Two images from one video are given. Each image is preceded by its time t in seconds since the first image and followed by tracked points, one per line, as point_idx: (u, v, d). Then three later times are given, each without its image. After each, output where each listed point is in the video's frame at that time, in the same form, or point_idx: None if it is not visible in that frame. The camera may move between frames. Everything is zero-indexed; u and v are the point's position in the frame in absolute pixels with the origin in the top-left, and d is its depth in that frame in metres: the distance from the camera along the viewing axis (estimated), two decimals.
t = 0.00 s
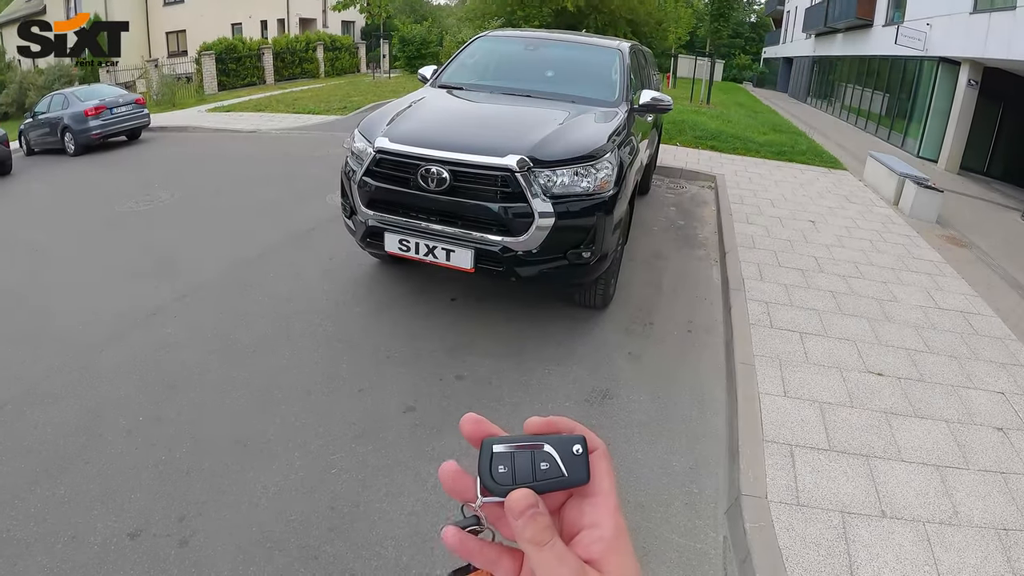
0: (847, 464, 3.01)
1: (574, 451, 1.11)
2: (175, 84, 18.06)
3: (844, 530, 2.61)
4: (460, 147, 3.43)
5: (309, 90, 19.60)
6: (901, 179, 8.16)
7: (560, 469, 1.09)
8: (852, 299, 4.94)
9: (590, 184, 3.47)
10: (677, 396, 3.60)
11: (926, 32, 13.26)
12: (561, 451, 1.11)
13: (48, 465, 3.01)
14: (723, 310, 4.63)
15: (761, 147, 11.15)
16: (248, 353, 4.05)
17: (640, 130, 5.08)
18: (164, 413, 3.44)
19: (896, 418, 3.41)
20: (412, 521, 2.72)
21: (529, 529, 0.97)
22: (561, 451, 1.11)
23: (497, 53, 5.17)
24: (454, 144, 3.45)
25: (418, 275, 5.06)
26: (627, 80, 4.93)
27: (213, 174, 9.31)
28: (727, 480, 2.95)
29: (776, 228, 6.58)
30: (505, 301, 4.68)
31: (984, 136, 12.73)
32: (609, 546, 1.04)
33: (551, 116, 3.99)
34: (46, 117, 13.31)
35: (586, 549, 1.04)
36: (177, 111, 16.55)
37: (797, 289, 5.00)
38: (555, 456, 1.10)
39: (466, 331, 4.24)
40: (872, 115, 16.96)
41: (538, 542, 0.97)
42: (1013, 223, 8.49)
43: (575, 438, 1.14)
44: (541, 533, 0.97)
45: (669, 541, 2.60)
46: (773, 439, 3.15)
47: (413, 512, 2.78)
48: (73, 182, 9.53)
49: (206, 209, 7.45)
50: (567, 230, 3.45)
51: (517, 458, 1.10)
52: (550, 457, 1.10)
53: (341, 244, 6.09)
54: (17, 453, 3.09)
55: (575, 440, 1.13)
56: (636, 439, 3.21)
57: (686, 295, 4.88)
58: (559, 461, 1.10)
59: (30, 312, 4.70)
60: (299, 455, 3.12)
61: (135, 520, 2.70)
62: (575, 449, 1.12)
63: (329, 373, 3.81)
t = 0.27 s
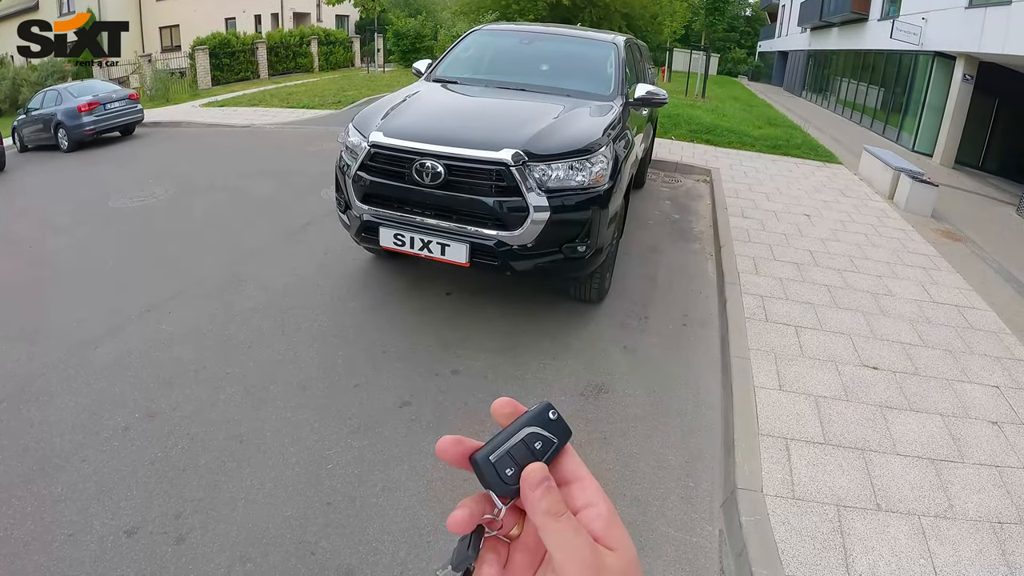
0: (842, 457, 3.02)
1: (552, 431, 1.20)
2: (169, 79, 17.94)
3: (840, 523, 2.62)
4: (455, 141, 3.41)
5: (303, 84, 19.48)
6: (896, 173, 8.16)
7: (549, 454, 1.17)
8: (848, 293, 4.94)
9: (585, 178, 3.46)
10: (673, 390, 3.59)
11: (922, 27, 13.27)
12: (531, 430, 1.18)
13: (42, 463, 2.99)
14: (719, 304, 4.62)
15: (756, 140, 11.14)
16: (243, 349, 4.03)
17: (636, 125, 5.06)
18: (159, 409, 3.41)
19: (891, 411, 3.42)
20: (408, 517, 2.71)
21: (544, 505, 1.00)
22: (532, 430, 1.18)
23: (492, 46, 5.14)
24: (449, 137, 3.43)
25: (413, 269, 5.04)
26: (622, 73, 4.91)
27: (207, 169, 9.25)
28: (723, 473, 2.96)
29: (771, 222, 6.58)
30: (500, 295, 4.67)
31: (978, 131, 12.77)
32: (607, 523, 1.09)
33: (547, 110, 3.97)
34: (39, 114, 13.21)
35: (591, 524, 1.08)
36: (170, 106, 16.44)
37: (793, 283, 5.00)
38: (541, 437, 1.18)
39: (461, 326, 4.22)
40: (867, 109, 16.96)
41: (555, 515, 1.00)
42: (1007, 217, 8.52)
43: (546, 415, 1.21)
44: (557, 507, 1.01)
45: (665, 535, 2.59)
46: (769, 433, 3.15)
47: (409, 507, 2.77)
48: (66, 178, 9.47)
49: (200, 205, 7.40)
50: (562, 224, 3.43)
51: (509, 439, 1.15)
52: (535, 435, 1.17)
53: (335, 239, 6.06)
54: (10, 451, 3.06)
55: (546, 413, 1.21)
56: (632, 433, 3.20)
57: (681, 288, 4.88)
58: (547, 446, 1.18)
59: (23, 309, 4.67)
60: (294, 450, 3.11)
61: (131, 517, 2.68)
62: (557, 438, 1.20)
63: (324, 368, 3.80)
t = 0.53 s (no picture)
0: (839, 452, 3.02)
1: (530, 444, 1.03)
2: (163, 75, 17.86)
3: (836, 518, 2.62)
4: (451, 135, 3.39)
5: (298, 80, 19.40)
6: (891, 167, 8.18)
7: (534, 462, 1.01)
8: (844, 287, 4.96)
9: (581, 172, 3.45)
10: (670, 384, 3.61)
11: (918, 22, 13.28)
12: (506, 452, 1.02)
13: (38, 461, 2.98)
14: (716, 298, 4.63)
15: (752, 136, 11.15)
16: (240, 346, 4.02)
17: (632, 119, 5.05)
18: (155, 406, 3.40)
19: (887, 406, 3.43)
20: (406, 513, 2.71)
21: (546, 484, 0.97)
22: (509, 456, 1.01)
23: (488, 41, 5.11)
24: (445, 133, 3.42)
25: (410, 265, 5.03)
26: (619, 68, 4.90)
27: (202, 165, 9.22)
28: (719, 468, 2.96)
29: (767, 217, 6.59)
30: (496, 289, 4.66)
31: (974, 127, 12.80)
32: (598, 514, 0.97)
33: (543, 105, 3.96)
34: (32, 111, 13.15)
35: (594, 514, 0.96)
36: (165, 102, 16.37)
37: (789, 277, 5.02)
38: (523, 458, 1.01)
39: (458, 321, 4.22)
40: (863, 105, 16.97)
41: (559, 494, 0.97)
42: (1002, 212, 8.55)
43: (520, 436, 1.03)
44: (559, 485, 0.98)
45: (664, 528, 2.60)
46: (765, 428, 3.16)
47: (407, 503, 2.77)
48: (61, 175, 9.42)
49: (196, 201, 7.38)
50: (558, 219, 3.42)
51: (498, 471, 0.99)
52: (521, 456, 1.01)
53: (332, 234, 6.04)
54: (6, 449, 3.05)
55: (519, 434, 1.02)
56: (629, 427, 3.20)
57: (678, 283, 4.88)
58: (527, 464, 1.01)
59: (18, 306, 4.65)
60: (291, 447, 3.10)
61: (128, 514, 2.67)
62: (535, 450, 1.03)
63: (320, 364, 3.79)
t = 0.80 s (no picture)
0: (836, 449, 3.03)
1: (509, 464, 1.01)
2: (160, 72, 17.80)
3: (833, 514, 2.63)
4: (447, 132, 3.38)
5: (295, 77, 19.35)
6: (889, 164, 8.20)
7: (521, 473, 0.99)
8: (841, 284, 4.96)
9: (578, 169, 3.45)
10: (667, 380, 3.61)
11: (915, 19, 13.29)
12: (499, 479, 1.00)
13: (35, 460, 2.97)
14: (713, 294, 4.63)
15: (750, 132, 11.15)
16: (237, 343, 4.01)
17: (630, 115, 5.05)
18: (153, 404, 3.40)
19: (884, 403, 3.43)
20: (405, 509, 2.71)
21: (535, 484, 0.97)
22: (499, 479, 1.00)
23: (485, 38, 5.10)
24: (442, 129, 3.41)
25: (407, 262, 5.02)
26: (616, 65, 4.89)
27: (199, 162, 9.20)
28: (717, 464, 2.96)
29: (764, 214, 6.60)
30: (494, 286, 4.65)
31: (971, 124, 12.82)
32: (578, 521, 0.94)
33: (540, 102, 3.95)
34: (29, 108, 13.12)
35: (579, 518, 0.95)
36: (162, 99, 16.32)
37: (787, 274, 5.02)
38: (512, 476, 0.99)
39: (456, 318, 4.21)
40: (861, 101, 16.98)
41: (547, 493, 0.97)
42: (999, 209, 8.57)
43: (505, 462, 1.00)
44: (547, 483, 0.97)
45: (661, 524, 2.61)
46: (763, 424, 3.16)
47: (405, 500, 2.76)
48: (57, 172, 9.39)
49: (193, 198, 7.36)
50: (556, 216, 3.42)
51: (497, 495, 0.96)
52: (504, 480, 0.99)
53: (329, 231, 6.03)
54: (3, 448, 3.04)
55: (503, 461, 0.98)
56: (627, 424, 3.20)
57: (675, 280, 4.88)
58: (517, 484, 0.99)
59: (15, 304, 4.64)
60: (289, 444, 3.10)
61: (126, 513, 2.67)
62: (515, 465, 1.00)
63: (318, 362, 3.78)
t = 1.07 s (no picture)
0: (835, 445, 3.03)
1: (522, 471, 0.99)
2: (157, 69, 17.74)
3: (831, 511, 2.63)
4: (445, 129, 3.37)
5: (292, 73, 19.29)
6: (886, 160, 8.20)
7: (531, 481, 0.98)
8: (839, 280, 4.96)
9: (576, 165, 3.44)
10: (666, 376, 3.61)
11: (913, 15, 13.28)
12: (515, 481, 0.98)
13: (34, 458, 2.97)
14: (711, 290, 4.63)
15: (748, 128, 11.15)
16: (235, 341, 4.00)
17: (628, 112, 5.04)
18: (151, 402, 3.39)
19: (882, 400, 3.43)
20: (404, 506, 2.71)
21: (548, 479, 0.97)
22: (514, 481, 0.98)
23: (482, 34, 5.08)
24: (440, 126, 3.40)
25: (405, 258, 5.02)
26: (614, 61, 4.88)
27: (196, 159, 9.17)
28: (716, 461, 2.96)
29: (762, 210, 6.60)
30: (492, 282, 4.64)
31: (969, 120, 12.84)
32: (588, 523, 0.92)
33: (538, 98, 3.95)
34: (26, 106, 13.09)
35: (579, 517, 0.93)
36: (158, 96, 16.27)
37: (785, 270, 5.02)
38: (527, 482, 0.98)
39: (454, 314, 4.21)
40: (859, 98, 16.99)
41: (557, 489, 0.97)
42: (996, 205, 8.58)
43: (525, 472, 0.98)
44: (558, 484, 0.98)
45: (660, 520, 2.61)
46: (761, 420, 3.16)
47: (404, 497, 2.76)
48: (54, 170, 9.37)
49: (190, 196, 7.34)
50: (554, 212, 3.41)
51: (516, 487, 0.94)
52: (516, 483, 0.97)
53: (326, 228, 6.02)
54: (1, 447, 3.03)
55: (519, 458, 0.94)
56: (626, 421, 3.20)
57: (673, 276, 4.88)
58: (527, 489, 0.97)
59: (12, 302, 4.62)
60: (288, 442, 3.09)
61: (124, 510, 2.67)
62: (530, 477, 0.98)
63: (316, 359, 3.78)
